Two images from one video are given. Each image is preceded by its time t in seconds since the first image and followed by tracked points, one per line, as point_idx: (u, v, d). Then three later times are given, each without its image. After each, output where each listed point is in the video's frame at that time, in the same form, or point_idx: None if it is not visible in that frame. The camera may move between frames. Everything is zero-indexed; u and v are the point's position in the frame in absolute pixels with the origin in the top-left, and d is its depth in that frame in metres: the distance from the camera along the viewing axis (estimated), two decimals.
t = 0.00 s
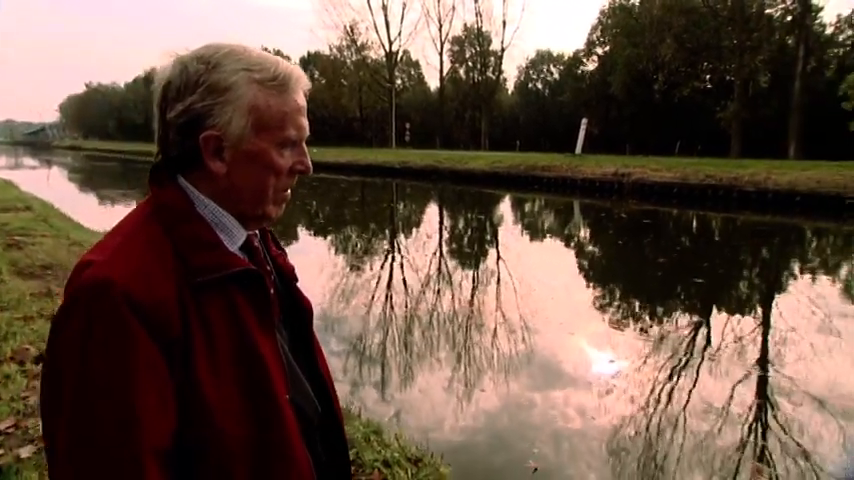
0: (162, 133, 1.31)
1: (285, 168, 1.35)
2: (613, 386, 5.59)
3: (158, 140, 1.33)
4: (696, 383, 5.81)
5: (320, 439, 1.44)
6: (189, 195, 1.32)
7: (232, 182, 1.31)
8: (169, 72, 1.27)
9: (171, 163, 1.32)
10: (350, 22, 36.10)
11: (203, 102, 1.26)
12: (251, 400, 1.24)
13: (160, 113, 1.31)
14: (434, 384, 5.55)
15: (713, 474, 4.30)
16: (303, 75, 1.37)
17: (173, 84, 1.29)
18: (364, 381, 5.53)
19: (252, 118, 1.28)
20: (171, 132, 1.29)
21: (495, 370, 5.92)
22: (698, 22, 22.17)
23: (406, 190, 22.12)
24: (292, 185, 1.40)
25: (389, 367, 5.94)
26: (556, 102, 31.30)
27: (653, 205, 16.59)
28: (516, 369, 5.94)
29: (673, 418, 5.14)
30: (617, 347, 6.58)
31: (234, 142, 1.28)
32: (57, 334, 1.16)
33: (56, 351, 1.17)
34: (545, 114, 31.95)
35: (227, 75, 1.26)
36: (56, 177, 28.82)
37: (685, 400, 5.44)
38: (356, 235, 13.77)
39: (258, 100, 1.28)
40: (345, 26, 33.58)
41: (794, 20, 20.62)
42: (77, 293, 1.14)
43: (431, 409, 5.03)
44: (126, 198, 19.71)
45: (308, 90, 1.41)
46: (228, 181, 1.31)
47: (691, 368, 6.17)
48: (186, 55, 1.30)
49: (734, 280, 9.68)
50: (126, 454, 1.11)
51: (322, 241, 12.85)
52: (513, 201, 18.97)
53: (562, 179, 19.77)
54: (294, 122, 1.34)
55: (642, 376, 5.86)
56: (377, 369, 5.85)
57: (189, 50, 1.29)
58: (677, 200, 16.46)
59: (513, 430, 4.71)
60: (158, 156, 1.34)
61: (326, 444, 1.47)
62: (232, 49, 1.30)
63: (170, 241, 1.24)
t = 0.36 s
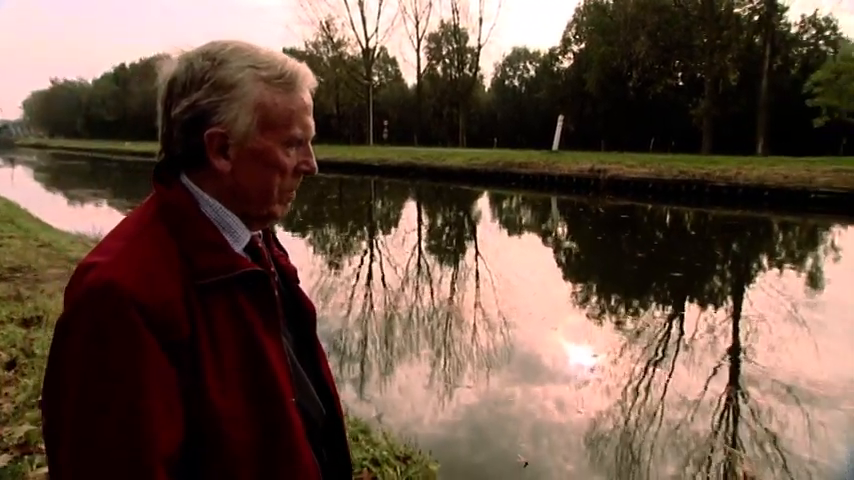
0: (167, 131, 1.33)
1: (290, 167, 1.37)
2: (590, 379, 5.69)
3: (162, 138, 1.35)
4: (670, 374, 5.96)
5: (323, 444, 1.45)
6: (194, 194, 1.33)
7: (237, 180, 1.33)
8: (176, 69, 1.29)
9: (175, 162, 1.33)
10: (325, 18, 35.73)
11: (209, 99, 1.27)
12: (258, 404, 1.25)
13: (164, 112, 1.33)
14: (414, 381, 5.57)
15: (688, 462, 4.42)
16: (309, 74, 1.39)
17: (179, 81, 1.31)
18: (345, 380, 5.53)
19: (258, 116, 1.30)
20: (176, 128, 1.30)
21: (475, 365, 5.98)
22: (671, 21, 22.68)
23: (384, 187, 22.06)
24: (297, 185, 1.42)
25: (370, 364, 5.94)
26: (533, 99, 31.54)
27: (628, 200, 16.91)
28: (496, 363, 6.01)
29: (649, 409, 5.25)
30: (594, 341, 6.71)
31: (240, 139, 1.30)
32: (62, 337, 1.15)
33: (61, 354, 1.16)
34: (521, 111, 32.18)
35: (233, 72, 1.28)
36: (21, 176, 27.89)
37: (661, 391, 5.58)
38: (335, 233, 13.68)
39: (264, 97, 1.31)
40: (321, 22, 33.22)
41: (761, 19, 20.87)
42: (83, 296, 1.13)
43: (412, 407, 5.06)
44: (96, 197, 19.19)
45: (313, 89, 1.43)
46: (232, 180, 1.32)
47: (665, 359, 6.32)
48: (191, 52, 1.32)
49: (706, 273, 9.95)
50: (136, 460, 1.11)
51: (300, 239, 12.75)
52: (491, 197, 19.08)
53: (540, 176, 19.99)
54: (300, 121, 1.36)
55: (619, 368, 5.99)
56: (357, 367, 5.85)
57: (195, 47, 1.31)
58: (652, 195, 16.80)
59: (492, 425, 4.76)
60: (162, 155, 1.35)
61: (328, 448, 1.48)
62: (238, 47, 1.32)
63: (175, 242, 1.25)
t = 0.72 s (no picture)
0: (136, 129, 1.24)
1: (267, 165, 1.28)
2: (567, 373, 5.74)
3: (131, 135, 1.26)
4: (644, 365, 6.06)
5: (311, 444, 1.42)
6: (168, 196, 1.25)
7: (212, 180, 1.24)
8: (143, 62, 1.20)
9: (147, 162, 1.25)
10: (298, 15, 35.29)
11: (180, 94, 1.19)
12: (245, 405, 1.20)
13: (133, 108, 1.25)
14: (393, 380, 5.53)
15: (663, 451, 4.50)
16: (287, 67, 1.30)
17: (148, 75, 1.21)
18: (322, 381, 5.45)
19: (232, 111, 1.22)
20: (145, 125, 1.22)
21: (453, 362, 5.96)
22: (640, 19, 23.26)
23: (360, 186, 21.91)
24: (275, 183, 1.33)
25: (348, 364, 5.87)
26: (507, 97, 31.74)
27: (601, 196, 17.18)
28: (474, 360, 6.01)
29: (625, 400, 5.32)
30: (570, 335, 6.78)
31: (213, 136, 1.21)
32: (35, 344, 1.08)
33: (34, 363, 1.08)
34: (496, 108, 32.35)
35: (204, 65, 1.19)
36: None
37: (636, 382, 5.65)
38: (310, 232, 13.53)
39: (238, 92, 1.22)
40: (293, 19, 32.78)
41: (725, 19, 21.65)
42: (56, 302, 1.06)
43: (391, 406, 5.02)
44: (61, 199, 18.56)
45: (291, 82, 1.34)
46: (207, 179, 1.24)
47: (640, 351, 6.41)
48: (160, 45, 1.23)
49: (677, 266, 10.17)
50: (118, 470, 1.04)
51: (275, 239, 12.57)
52: (467, 195, 19.14)
53: (515, 173, 20.16)
54: (277, 116, 1.27)
55: (595, 361, 6.05)
56: (335, 368, 5.77)
57: (163, 40, 1.22)
58: (625, 190, 17.08)
59: (470, 422, 4.76)
60: (131, 153, 1.27)
61: (315, 448, 1.44)
62: (210, 39, 1.23)
63: (150, 245, 1.17)
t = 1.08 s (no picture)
0: (127, 124, 1.22)
1: (262, 161, 1.27)
2: (550, 371, 5.80)
3: (122, 131, 1.23)
4: (627, 363, 6.14)
5: (307, 445, 1.40)
6: (162, 193, 1.23)
7: (204, 177, 1.23)
8: (134, 57, 1.18)
9: (138, 159, 1.23)
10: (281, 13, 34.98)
11: (170, 89, 1.17)
12: (240, 407, 1.18)
13: (125, 103, 1.22)
14: (378, 379, 5.52)
15: (644, 448, 4.56)
16: (281, 62, 1.28)
17: (138, 70, 1.19)
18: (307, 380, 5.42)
19: (224, 106, 1.20)
20: (137, 121, 1.19)
21: (437, 361, 5.97)
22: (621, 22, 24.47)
23: (344, 185, 21.82)
24: (270, 180, 1.32)
25: (333, 364, 5.84)
26: (491, 96, 31.89)
27: (585, 195, 17.36)
28: (459, 359, 6.03)
29: (607, 397, 5.39)
30: (554, 333, 6.84)
31: (205, 131, 1.19)
32: (26, 346, 1.05)
33: (24, 365, 1.05)
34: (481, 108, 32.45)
35: (195, 60, 1.17)
36: None
37: (618, 380, 5.72)
38: (294, 231, 13.43)
39: (231, 86, 1.20)
40: (276, 16, 32.49)
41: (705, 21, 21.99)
42: (46, 302, 1.03)
43: (377, 405, 5.02)
44: (37, 197, 18.13)
45: (284, 77, 1.32)
46: (199, 176, 1.22)
47: (622, 350, 6.48)
48: (151, 40, 1.21)
49: (658, 265, 10.33)
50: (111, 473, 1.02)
51: (259, 238, 12.46)
52: (452, 194, 19.18)
53: (499, 173, 20.28)
54: (271, 112, 1.26)
55: (578, 359, 6.12)
56: (320, 367, 5.74)
57: (154, 34, 1.20)
58: (609, 190, 17.27)
59: (455, 420, 4.78)
60: (122, 151, 1.24)
61: (311, 448, 1.42)
62: (202, 33, 1.21)
63: (144, 243, 1.15)
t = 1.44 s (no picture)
0: (136, 120, 1.21)
1: (271, 158, 1.26)
2: (543, 371, 5.81)
3: (131, 127, 1.23)
4: (619, 362, 6.17)
5: (316, 444, 1.40)
6: (171, 190, 1.22)
7: (212, 174, 1.22)
8: (142, 52, 1.17)
9: (147, 155, 1.22)
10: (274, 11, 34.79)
11: (178, 86, 1.16)
12: (250, 405, 1.17)
13: (133, 99, 1.21)
14: (371, 379, 5.51)
15: (636, 446, 4.58)
16: (289, 58, 1.27)
17: (147, 66, 1.18)
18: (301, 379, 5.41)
19: (233, 101, 1.19)
20: (146, 117, 1.19)
21: (430, 362, 5.96)
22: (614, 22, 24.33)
23: (337, 184, 21.73)
24: (279, 178, 1.31)
25: (326, 364, 5.83)
26: (485, 97, 31.91)
27: (578, 195, 17.44)
28: (452, 359, 6.03)
29: (600, 396, 5.41)
30: (547, 333, 6.87)
31: (214, 128, 1.19)
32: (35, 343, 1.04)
33: (34, 363, 1.04)
34: (474, 108, 32.48)
35: (204, 55, 1.16)
36: None
37: (610, 379, 5.74)
38: (287, 231, 13.36)
39: (239, 82, 1.19)
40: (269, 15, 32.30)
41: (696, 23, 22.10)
42: (56, 299, 1.02)
43: (370, 405, 5.01)
44: (25, 197, 17.89)
45: (293, 73, 1.31)
46: (207, 172, 1.22)
47: (614, 349, 6.52)
48: (160, 36, 1.20)
49: (650, 264, 10.39)
50: (122, 471, 1.00)
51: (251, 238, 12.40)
52: (445, 194, 19.19)
53: (492, 172, 20.30)
54: (279, 109, 1.25)
55: (570, 359, 6.14)
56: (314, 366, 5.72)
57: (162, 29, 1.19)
58: (601, 190, 17.36)
59: (447, 420, 4.79)
60: (131, 146, 1.23)
61: (320, 447, 1.42)
62: (211, 29, 1.20)
63: (153, 240, 1.14)
